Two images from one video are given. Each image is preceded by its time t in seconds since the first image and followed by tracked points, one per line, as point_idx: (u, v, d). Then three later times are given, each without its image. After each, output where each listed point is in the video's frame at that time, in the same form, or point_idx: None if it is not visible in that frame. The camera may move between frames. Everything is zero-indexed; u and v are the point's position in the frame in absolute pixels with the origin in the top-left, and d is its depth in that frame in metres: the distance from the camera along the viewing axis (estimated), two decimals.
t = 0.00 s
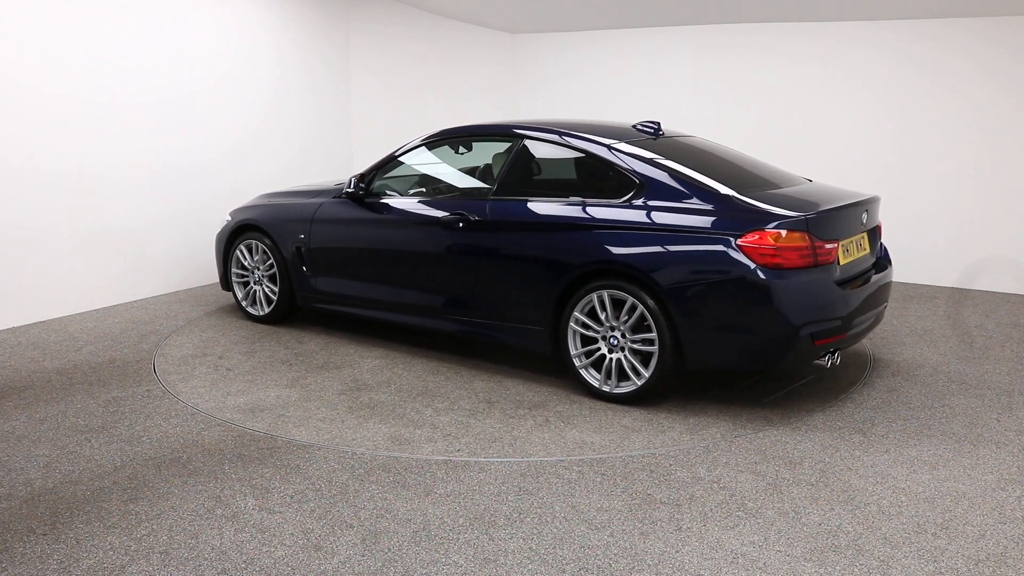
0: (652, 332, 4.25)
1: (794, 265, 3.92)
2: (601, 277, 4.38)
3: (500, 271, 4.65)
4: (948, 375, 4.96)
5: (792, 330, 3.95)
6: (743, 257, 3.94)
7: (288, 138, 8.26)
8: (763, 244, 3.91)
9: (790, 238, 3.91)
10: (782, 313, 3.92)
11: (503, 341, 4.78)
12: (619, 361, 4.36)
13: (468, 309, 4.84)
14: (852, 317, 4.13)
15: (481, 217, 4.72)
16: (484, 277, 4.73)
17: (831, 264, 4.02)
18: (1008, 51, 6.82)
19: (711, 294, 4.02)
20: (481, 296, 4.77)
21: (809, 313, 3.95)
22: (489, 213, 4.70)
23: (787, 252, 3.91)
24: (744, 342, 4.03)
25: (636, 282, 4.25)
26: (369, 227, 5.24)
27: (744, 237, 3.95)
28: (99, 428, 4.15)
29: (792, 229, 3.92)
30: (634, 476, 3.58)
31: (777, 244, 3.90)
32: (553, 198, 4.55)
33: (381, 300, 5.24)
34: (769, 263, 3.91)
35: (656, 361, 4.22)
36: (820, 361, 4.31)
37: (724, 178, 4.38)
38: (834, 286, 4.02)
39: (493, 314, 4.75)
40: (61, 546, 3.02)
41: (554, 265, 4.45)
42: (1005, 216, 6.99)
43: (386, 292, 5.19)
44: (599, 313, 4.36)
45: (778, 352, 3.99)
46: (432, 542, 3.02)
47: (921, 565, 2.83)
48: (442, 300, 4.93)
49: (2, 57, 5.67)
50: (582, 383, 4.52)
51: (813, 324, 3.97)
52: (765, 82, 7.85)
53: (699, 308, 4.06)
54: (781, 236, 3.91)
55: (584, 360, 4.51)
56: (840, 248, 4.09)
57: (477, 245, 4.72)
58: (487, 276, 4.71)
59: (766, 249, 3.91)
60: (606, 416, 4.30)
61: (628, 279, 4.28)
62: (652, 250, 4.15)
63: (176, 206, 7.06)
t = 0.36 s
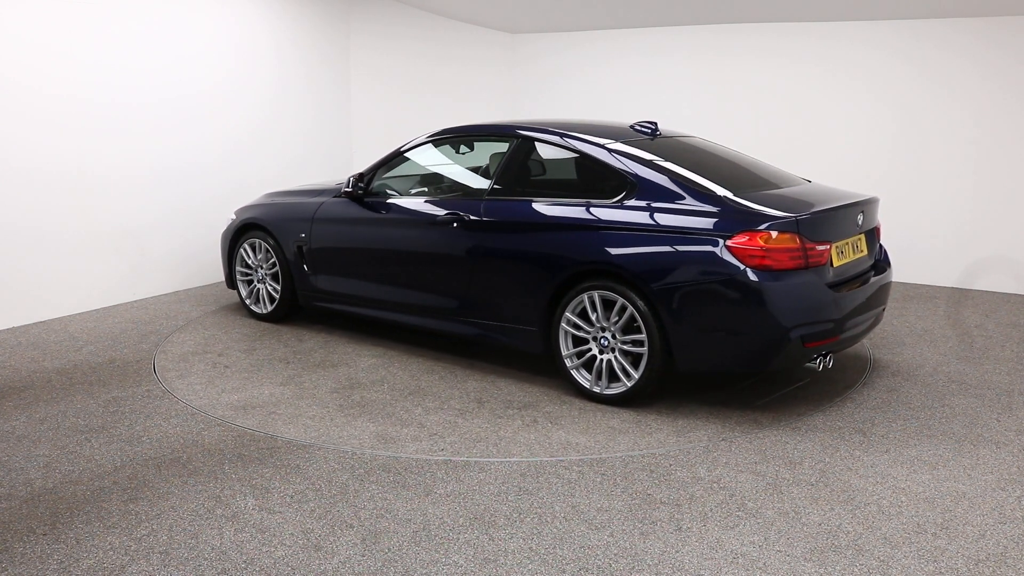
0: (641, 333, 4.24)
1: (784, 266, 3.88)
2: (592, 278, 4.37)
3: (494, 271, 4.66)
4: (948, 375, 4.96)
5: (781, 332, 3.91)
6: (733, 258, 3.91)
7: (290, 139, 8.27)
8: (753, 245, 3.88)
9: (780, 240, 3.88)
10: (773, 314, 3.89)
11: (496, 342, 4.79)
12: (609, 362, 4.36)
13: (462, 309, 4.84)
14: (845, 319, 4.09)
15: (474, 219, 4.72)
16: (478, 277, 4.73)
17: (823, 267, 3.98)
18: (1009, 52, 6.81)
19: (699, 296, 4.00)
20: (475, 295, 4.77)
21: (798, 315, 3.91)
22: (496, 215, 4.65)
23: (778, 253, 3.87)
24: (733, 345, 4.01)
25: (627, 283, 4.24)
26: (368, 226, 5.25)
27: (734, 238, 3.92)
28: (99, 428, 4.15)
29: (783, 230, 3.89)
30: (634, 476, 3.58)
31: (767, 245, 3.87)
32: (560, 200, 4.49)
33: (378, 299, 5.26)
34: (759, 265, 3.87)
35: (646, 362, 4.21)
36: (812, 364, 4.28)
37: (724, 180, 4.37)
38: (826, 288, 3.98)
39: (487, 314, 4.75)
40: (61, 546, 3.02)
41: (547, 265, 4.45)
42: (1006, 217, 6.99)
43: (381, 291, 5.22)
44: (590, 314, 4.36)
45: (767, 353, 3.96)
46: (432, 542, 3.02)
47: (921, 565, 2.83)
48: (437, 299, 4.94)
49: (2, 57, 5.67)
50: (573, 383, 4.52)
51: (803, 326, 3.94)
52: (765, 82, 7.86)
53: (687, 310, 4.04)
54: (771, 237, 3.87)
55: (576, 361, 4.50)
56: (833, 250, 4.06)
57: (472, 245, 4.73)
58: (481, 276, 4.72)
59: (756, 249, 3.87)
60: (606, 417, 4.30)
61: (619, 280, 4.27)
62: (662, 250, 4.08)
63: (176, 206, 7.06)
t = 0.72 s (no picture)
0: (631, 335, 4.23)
1: (774, 268, 3.84)
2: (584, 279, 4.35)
3: (488, 271, 4.66)
4: (948, 375, 4.96)
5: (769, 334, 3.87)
6: (721, 259, 3.88)
7: (290, 139, 8.28)
8: (742, 247, 3.85)
9: (770, 241, 3.84)
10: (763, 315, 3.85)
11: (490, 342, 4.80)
12: (600, 363, 4.35)
13: (457, 308, 4.85)
14: (837, 322, 4.05)
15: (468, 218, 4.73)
16: (472, 277, 4.74)
17: (814, 269, 3.95)
18: (1009, 51, 6.81)
19: (687, 297, 3.98)
20: (469, 295, 4.78)
21: (786, 316, 3.86)
22: (495, 215, 4.62)
23: (767, 255, 3.83)
24: (721, 347, 3.98)
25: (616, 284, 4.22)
26: (366, 225, 5.27)
27: (723, 240, 3.89)
28: (99, 428, 4.15)
29: (773, 232, 3.85)
30: (634, 476, 3.58)
31: (756, 246, 3.83)
32: (565, 202, 4.44)
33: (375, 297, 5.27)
34: (748, 266, 3.84)
35: (635, 364, 4.20)
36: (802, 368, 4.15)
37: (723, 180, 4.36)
38: (817, 291, 3.95)
39: (480, 313, 4.76)
40: (61, 546, 3.02)
41: (539, 265, 4.44)
42: (1007, 217, 6.98)
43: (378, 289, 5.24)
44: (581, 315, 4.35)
45: (754, 355, 3.93)
46: (432, 542, 3.02)
47: (921, 565, 2.83)
48: (432, 298, 4.95)
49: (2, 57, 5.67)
50: (564, 383, 4.52)
51: (792, 329, 3.90)
52: (764, 83, 7.86)
53: (675, 312, 4.02)
54: (760, 238, 3.84)
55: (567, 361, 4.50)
56: (825, 250, 4.03)
57: (466, 244, 4.74)
58: (474, 276, 4.72)
59: (744, 251, 3.84)
60: (605, 417, 4.29)
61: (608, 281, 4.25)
62: (668, 251, 4.01)
63: (176, 206, 7.07)
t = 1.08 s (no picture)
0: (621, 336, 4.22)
1: (763, 270, 3.80)
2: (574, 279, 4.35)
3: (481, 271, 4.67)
4: (948, 375, 4.96)
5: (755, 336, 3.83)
6: (709, 261, 3.85)
7: (290, 138, 8.28)
8: (731, 248, 3.81)
9: (759, 242, 3.80)
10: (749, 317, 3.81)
11: (484, 342, 4.80)
12: (590, 364, 4.34)
13: (451, 309, 4.86)
14: (828, 325, 4.01)
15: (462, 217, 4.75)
16: (465, 277, 4.75)
17: (805, 270, 3.92)
18: (1008, 51, 6.81)
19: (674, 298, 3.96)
20: (464, 295, 4.78)
21: (776, 319, 3.83)
22: (490, 215, 4.62)
23: (756, 256, 3.79)
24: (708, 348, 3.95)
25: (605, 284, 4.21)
26: (364, 225, 5.29)
27: (711, 240, 3.86)
28: (99, 428, 4.15)
29: (762, 233, 3.81)
30: (634, 476, 3.58)
31: (745, 248, 3.79)
32: (569, 202, 4.40)
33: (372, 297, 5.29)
34: (736, 268, 3.80)
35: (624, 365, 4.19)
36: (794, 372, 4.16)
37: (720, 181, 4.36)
38: (808, 293, 3.92)
39: (475, 314, 4.76)
40: (61, 546, 3.02)
41: (530, 266, 4.45)
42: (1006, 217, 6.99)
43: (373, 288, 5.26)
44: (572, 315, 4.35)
45: (742, 358, 3.89)
46: (432, 542, 3.02)
47: (921, 565, 2.83)
48: (427, 297, 4.97)
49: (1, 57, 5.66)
50: (555, 383, 4.52)
51: (781, 330, 3.86)
52: (763, 83, 7.86)
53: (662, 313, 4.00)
54: (749, 239, 3.80)
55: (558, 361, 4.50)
56: (817, 252, 4.00)
57: (459, 244, 4.75)
58: (468, 276, 4.73)
59: (733, 252, 3.80)
60: (605, 418, 4.29)
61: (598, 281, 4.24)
62: (672, 251, 3.96)
63: (176, 206, 7.06)
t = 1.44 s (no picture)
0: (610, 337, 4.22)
1: (751, 271, 3.80)
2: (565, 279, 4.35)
3: (473, 271, 4.68)
4: (948, 375, 4.96)
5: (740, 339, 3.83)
6: (698, 261, 3.85)
7: (291, 138, 8.28)
8: (719, 249, 3.81)
9: (748, 243, 3.80)
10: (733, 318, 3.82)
11: (478, 342, 4.81)
12: (580, 364, 4.35)
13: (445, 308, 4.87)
14: (820, 327, 4.01)
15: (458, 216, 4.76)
16: (459, 277, 4.76)
17: (796, 272, 3.91)
18: (1008, 52, 6.81)
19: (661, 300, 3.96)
20: (457, 295, 4.79)
21: (765, 320, 3.82)
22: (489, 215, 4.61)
23: (744, 257, 3.79)
24: (695, 349, 3.96)
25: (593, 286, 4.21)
26: (361, 225, 5.30)
27: (700, 241, 3.86)
28: (99, 428, 4.15)
29: (751, 234, 3.81)
30: (634, 476, 3.58)
31: (733, 249, 3.79)
32: (566, 202, 4.40)
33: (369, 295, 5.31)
34: (724, 268, 3.80)
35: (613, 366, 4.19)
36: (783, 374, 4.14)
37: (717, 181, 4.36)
38: (798, 294, 3.91)
39: (468, 314, 4.77)
40: (61, 546, 3.02)
41: (521, 266, 4.45)
42: (1005, 217, 6.99)
43: (369, 287, 5.28)
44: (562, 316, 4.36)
45: (730, 359, 3.89)
46: (432, 542, 3.02)
47: (922, 565, 2.83)
48: (422, 297, 4.98)
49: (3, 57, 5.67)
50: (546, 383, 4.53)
51: (769, 333, 3.84)
52: (763, 82, 7.86)
53: (649, 314, 4.01)
54: (738, 241, 3.80)
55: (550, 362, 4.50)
56: (809, 253, 3.99)
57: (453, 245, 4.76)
58: (461, 276, 4.74)
59: (721, 254, 3.80)
60: (605, 418, 4.29)
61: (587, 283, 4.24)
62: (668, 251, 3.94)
63: (176, 206, 7.07)
